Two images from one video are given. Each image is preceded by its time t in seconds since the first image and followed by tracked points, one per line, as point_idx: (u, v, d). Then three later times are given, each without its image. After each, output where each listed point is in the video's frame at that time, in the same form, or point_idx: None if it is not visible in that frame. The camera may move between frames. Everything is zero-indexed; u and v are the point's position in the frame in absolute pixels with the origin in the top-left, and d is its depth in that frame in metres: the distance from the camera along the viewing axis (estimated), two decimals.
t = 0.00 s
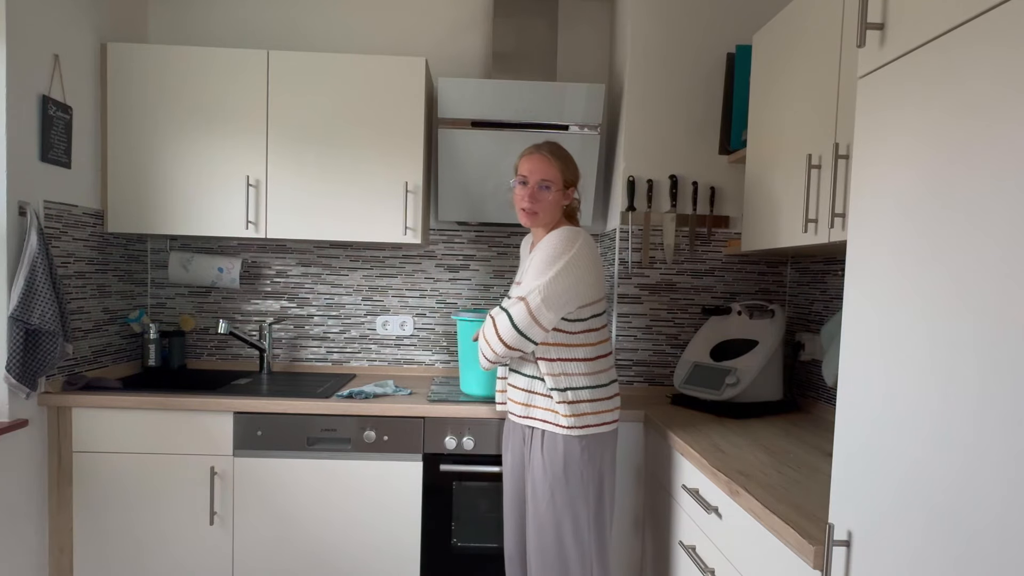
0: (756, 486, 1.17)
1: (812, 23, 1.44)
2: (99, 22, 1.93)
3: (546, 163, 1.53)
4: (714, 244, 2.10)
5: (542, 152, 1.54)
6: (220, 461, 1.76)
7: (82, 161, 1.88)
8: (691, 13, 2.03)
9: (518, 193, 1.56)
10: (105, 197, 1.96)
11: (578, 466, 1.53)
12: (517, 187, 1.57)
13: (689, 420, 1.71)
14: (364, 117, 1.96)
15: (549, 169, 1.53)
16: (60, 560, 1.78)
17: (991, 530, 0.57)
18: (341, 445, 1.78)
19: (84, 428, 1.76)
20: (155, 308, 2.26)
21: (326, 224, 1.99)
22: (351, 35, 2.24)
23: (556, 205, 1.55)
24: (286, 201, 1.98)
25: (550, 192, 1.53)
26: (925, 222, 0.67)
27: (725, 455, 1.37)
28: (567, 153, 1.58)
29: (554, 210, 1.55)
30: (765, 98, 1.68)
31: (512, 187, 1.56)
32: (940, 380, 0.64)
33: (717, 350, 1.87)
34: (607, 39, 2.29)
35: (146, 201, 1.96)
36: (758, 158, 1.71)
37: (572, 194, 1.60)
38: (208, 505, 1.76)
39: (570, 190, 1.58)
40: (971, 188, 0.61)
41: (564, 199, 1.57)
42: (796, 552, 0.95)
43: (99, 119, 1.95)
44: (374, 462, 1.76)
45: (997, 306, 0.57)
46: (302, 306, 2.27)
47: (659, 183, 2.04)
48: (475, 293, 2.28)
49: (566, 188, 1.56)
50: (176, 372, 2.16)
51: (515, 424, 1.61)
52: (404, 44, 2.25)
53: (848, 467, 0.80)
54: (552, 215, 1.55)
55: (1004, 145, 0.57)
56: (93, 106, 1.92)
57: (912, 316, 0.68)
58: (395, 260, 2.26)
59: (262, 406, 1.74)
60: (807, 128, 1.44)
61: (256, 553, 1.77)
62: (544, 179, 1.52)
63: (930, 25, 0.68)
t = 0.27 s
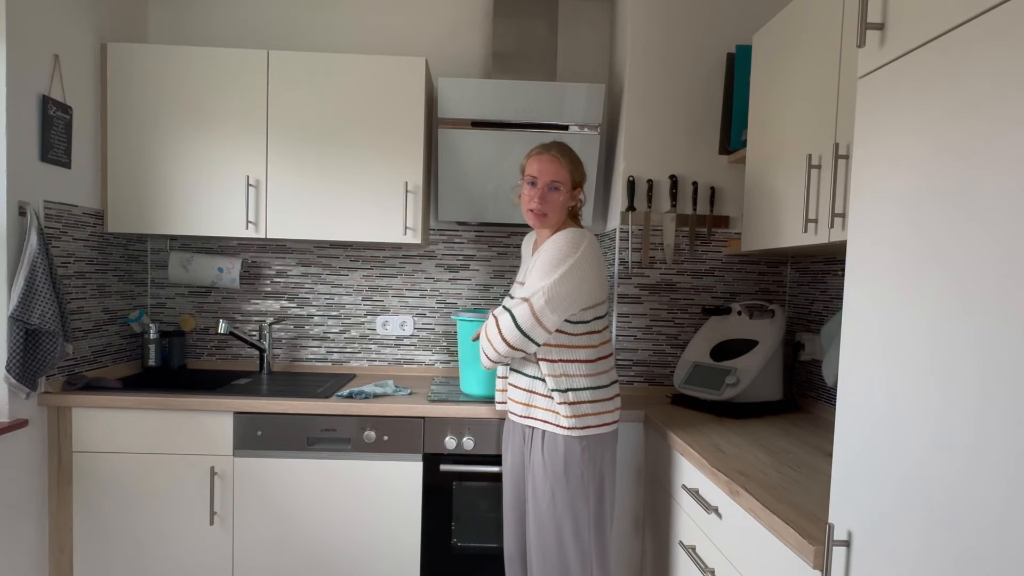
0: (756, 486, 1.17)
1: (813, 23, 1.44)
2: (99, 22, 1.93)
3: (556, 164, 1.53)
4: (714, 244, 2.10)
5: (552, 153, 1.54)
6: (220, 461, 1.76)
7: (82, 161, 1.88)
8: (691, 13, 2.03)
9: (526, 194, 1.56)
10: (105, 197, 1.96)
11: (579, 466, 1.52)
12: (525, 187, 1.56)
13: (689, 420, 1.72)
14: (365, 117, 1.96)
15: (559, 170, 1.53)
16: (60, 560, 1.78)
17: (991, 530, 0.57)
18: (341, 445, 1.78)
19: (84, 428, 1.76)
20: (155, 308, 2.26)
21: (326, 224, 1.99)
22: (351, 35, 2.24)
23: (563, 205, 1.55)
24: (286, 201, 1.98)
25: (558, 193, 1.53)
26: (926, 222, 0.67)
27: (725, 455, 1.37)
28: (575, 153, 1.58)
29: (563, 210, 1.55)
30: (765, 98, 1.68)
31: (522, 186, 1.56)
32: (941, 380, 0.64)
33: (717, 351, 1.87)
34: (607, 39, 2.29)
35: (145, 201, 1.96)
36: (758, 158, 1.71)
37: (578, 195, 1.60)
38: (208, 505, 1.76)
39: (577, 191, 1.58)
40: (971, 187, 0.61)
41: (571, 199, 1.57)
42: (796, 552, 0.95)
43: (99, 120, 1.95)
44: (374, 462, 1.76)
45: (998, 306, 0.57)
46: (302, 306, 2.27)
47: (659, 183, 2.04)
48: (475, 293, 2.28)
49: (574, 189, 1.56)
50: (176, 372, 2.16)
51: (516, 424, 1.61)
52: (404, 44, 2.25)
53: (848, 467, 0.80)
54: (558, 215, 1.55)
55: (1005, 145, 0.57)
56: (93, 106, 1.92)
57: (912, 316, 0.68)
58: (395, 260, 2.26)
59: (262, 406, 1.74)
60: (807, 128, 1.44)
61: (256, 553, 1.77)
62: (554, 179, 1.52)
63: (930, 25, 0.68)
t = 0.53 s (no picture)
0: (756, 487, 1.17)
1: (812, 23, 1.44)
2: (99, 22, 1.94)
3: (559, 164, 1.53)
4: (714, 244, 2.10)
5: (555, 153, 1.54)
6: (220, 461, 1.76)
7: (82, 161, 1.88)
8: (691, 13, 2.03)
9: (529, 194, 1.55)
10: (105, 197, 1.96)
11: (579, 468, 1.52)
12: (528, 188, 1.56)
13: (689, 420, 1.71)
14: (365, 117, 1.96)
15: (561, 171, 1.52)
16: (60, 560, 1.78)
17: (991, 531, 0.57)
18: (341, 445, 1.78)
19: (84, 428, 1.76)
20: (155, 308, 2.26)
21: (325, 224, 1.99)
22: (351, 35, 2.24)
23: (565, 207, 1.54)
24: (286, 201, 1.98)
25: (560, 194, 1.53)
26: (926, 222, 0.67)
27: (725, 456, 1.37)
28: (579, 153, 1.58)
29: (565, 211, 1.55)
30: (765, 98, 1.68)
31: (524, 187, 1.56)
32: (941, 380, 0.63)
33: (717, 351, 1.86)
34: (607, 39, 2.29)
35: (145, 201, 1.96)
36: (758, 158, 1.71)
37: (581, 195, 1.60)
38: (208, 505, 1.76)
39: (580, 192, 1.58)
40: (970, 188, 0.61)
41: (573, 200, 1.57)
42: (796, 553, 0.95)
43: (99, 119, 1.95)
44: (374, 462, 1.76)
45: (1000, 304, 0.57)
46: (302, 306, 2.27)
47: (659, 183, 2.04)
48: (475, 293, 2.28)
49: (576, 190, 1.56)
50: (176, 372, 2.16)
51: (516, 424, 1.61)
52: (404, 44, 2.25)
53: (848, 467, 0.80)
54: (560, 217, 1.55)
55: (1005, 145, 0.57)
56: (93, 106, 1.92)
57: (912, 316, 0.68)
58: (395, 260, 2.26)
59: (262, 406, 1.74)
60: (807, 128, 1.44)
61: (256, 553, 1.77)
62: (557, 180, 1.52)
63: (930, 25, 0.68)
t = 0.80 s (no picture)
0: (757, 487, 1.17)
1: (813, 22, 1.44)
2: (99, 22, 1.93)
3: (564, 168, 1.52)
4: (714, 244, 2.10)
5: (563, 156, 1.54)
6: (220, 461, 1.76)
7: (82, 161, 1.88)
8: (691, 13, 2.03)
9: (535, 196, 1.55)
10: (105, 197, 1.96)
11: (580, 468, 1.52)
12: (534, 189, 1.56)
13: (689, 420, 1.71)
14: (364, 116, 1.96)
15: (567, 175, 1.52)
16: (60, 560, 1.78)
17: (991, 531, 0.57)
18: (341, 445, 1.78)
19: (84, 428, 1.76)
20: (155, 308, 2.26)
21: (325, 224, 1.99)
22: (351, 35, 2.24)
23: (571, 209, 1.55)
24: (286, 201, 1.98)
25: (566, 197, 1.53)
26: (926, 222, 0.67)
27: (726, 456, 1.37)
28: (584, 155, 1.57)
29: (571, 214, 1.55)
30: (766, 98, 1.68)
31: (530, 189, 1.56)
32: (941, 380, 0.63)
33: (717, 351, 1.87)
34: (607, 38, 2.29)
35: (145, 201, 1.96)
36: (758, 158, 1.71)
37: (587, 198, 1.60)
38: (208, 505, 1.76)
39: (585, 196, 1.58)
40: (971, 189, 0.61)
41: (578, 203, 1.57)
42: (796, 553, 0.95)
43: (99, 120, 1.95)
44: (374, 462, 1.76)
45: (1000, 303, 0.57)
46: (302, 306, 2.27)
47: (659, 183, 2.04)
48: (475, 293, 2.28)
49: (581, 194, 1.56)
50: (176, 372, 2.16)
51: (517, 424, 1.61)
52: (404, 44, 2.25)
53: (848, 467, 0.80)
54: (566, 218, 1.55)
55: (1005, 145, 0.57)
56: (93, 106, 1.92)
57: (912, 317, 0.68)
58: (395, 260, 2.26)
59: (262, 406, 1.74)
60: (807, 128, 1.44)
61: (256, 553, 1.77)
62: (564, 183, 1.52)
63: (931, 25, 0.68)
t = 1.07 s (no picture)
0: (757, 487, 1.17)
1: (813, 22, 1.44)
2: (99, 22, 1.94)
3: (568, 170, 1.52)
4: (714, 244, 2.10)
5: (565, 157, 1.52)
6: (220, 461, 1.76)
7: (82, 160, 1.88)
8: (691, 13, 2.02)
9: (539, 199, 1.55)
10: (105, 197, 1.96)
11: (580, 467, 1.52)
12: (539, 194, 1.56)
13: (689, 420, 1.71)
14: (364, 116, 1.96)
15: (571, 177, 1.52)
16: (60, 560, 1.78)
17: (991, 531, 0.57)
18: (341, 445, 1.78)
19: (84, 428, 1.76)
20: (155, 308, 2.26)
21: (325, 224, 1.99)
22: (351, 35, 2.24)
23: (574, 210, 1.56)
24: (286, 201, 1.98)
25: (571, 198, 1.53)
26: (926, 223, 0.67)
27: (726, 456, 1.37)
28: (586, 154, 1.56)
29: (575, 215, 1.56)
30: (766, 98, 1.68)
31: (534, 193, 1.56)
32: (942, 380, 0.63)
33: (718, 351, 1.86)
34: (607, 38, 2.29)
35: (145, 201, 1.96)
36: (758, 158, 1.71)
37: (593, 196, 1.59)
38: (208, 505, 1.76)
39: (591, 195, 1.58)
40: (971, 189, 0.61)
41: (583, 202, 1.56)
42: (795, 553, 0.95)
43: (99, 120, 1.95)
44: (374, 462, 1.76)
45: (1000, 303, 0.57)
46: (302, 306, 2.27)
47: (659, 183, 2.04)
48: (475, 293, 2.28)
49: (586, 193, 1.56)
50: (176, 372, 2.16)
51: (517, 424, 1.61)
52: (404, 44, 2.25)
53: (848, 467, 0.80)
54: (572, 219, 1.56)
55: (1006, 145, 0.57)
56: (93, 106, 1.92)
57: (912, 317, 0.68)
58: (395, 260, 2.26)
59: (262, 406, 1.74)
60: (808, 128, 1.44)
61: (256, 553, 1.77)
62: (568, 186, 1.52)
63: (930, 25, 0.68)
